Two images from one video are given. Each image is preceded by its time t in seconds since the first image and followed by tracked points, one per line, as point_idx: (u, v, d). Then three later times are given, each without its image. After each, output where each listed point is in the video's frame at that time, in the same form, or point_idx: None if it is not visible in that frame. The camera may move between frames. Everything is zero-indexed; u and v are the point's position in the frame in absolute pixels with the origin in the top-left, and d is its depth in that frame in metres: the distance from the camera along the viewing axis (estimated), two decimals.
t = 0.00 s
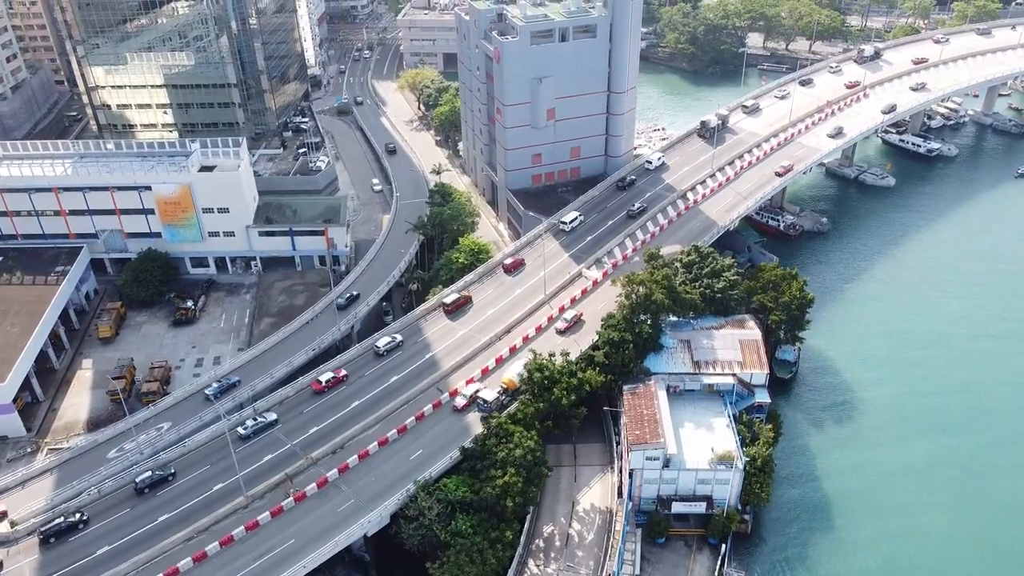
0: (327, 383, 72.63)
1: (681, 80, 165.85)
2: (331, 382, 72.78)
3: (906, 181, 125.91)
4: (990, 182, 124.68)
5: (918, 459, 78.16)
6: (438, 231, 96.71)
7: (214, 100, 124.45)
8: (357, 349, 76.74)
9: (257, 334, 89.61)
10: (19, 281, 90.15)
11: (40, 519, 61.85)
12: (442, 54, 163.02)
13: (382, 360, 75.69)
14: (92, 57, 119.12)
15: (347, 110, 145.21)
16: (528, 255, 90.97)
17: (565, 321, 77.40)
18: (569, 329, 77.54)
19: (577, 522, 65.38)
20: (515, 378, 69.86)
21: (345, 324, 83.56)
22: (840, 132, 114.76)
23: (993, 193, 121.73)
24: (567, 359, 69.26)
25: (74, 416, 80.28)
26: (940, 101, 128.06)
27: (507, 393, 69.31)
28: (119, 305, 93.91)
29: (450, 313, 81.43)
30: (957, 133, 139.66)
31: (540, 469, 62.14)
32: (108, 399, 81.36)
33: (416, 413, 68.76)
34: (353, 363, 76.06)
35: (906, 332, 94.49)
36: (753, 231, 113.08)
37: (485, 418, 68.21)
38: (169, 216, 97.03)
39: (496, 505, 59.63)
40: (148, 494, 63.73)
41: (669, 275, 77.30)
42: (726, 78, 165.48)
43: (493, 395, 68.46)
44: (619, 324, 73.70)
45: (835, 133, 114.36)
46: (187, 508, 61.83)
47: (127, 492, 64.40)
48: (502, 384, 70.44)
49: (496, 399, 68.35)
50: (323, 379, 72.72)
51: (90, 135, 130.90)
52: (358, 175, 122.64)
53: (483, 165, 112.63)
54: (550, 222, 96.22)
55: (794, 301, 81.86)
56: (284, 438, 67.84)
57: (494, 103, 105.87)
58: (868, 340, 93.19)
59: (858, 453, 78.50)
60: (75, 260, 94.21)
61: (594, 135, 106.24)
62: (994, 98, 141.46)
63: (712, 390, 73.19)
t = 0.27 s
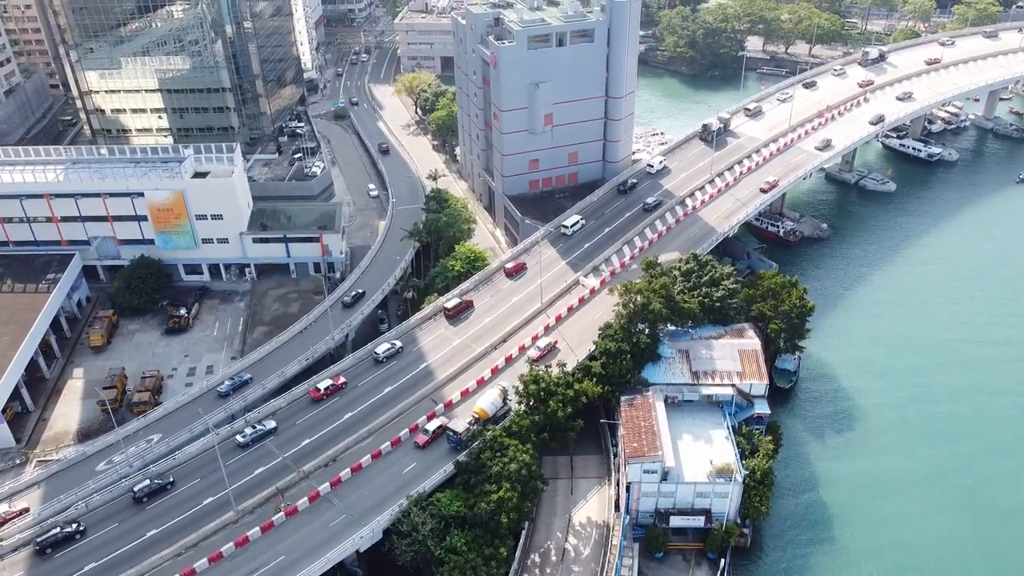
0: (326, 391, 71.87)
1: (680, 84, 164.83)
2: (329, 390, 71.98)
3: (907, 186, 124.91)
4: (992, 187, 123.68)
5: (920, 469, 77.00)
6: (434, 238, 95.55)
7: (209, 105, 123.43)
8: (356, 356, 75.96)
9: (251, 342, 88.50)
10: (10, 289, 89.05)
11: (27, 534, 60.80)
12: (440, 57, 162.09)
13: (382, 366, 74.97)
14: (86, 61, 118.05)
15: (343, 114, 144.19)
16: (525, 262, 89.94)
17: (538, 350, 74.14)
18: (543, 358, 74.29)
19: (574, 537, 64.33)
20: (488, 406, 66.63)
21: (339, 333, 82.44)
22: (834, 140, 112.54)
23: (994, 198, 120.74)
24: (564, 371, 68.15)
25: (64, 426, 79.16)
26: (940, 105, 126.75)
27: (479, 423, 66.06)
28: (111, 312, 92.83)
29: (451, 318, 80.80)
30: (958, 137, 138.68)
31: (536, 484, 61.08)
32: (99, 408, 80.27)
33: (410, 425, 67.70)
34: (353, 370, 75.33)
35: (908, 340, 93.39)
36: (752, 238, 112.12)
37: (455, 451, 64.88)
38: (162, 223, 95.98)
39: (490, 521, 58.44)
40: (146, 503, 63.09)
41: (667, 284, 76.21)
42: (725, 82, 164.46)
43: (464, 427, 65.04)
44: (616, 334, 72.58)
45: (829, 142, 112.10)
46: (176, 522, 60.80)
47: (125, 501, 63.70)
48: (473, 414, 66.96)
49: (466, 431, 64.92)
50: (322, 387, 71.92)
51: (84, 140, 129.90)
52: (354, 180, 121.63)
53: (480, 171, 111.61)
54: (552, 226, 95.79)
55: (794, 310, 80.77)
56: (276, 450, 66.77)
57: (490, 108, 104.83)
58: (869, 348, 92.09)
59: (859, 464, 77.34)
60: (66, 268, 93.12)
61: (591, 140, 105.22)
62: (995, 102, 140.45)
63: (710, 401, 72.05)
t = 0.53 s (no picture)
0: (324, 398, 71.17)
1: (680, 87, 163.87)
2: (328, 398, 71.29)
3: (908, 191, 123.91)
4: (993, 192, 122.67)
5: (921, 481, 75.91)
6: (429, 245, 94.44)
7: (204, 109, 122.42)
8: (356, 362, 75.29)
9: (244, 351, 87.43)
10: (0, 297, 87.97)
11: (13, 549, 59.78)
12: (438, 61, 161.20)
13: (383, 373, 74.33)
14: (80, 65, 116.95)
15: (340, 118, 143.32)
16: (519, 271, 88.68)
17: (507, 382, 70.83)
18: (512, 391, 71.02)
19: (570, 551, 63.29)
20: (458, 436, 62.74)
21: (333, 342, 81.36)
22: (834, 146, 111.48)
23: (995, 204, 119.70)
24: (560, 382, 67.08)
25: (54, 437, 78.01)
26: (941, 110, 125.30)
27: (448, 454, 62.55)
28: (103, 320, 91.73)
29: (453, 323, 80.46)
30: (959, 142, 137.68)
31: (532, 499, 60.05)
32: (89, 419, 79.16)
33: (404, 437, 66.68)
34: (353, 376, 74.72)
35: (908, 348, 92.33)
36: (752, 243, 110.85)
37: (422, 485, 61.92)
38: (155, 229, 94.96)
39: (485, 537, 57.34)
40: (144, 511, 62.46)
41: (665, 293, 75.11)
42: (725, 85, 163.52)
43: (430, 462, 61.63)
44: (613, 344, 71.49)
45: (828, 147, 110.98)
46: (165, 538, 59.80)
47: (123, 510, 63.13)
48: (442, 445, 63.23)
49: (432, 466, 61.54)
50: (321, 395, 71.20)
51: (78, 144, 128.85)
52: (350, 185, 120.64)
53: (477, 176, 110.57)
54: (554, 230, 95.36)
55: (795, 318, 79.70)
56: (268, 463, 65.76)
57: (487, 114, 103.80)
58: (869, 356, 91.04)
59: (859, 475, 76.23)
60: (58, 275, 92.04)
61: (589, 145, 104.17)
62: (996, 106, 139.47)
63: (709, 412, 70.89)
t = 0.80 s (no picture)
0: (322, 406, 70.37)
1: (678, 91, 162.93)
2: (326, 405, 70.49)
3: (908, 196, 122.94)
4: (993, 198, 121.72)
5: (922, 492, 74.82)
6: (425, 252, 93.45)
7: (198, 114, 121.39)
8: (355, 369, 74.53)
9: (236, 360, 86.36)
10: None
11: None
12: (435, 65, 160.31)
13: (382, 380, 73.54)
14: (74, 69, 115.86)
15: (337, 123, 142.36)
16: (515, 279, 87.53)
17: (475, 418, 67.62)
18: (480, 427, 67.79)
19: (566, 565, 62.22)
20: (424, 471, 60.71)
21: (326, 351, 80.27)
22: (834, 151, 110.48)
23: (995, 209, 118.75)
24: (556, 395, 66.06)
25: (43, 448, 76.92)
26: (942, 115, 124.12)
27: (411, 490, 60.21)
28: (95, 328, 90.66)
29: (455, 327, 79.89)
30: (959, 146, 136.75)
31: (527, 514, 59.01)
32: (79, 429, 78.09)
33: (397, 450, 65.62)
34: (352, 383, 73.96)
35: (909, 356, 91.26)
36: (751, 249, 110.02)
37: (385, 521, 59.39)
38: (148, 236, 93.92)
39: (478, 553, 56.27)
40: (143, 520, 61.93)
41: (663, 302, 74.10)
42: (724, 89, 162.61)
43: (393, 496, 59.13)
44: (610, 355, 70.42)
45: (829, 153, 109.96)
46: (153, 554, 58.80)
47: (123, 518, 62.68)
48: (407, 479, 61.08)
49: (395, 501, 59.05)
50: (318, 403, 70.37)
51: (72, 149, 127.79)
52: (346, 191, 119.64)
53: (474, 182, 109.55)
54: (556, 233, 95.15)
55: (794, 327, 78.64)
56: (259, 476, 64.75)
57: (484, 119, 102.78)
58: (869, 365, 89.96)
59: (859, 486, 75.14)
60: (49, 282, 90.97)
61: (587, 151, 103.15)
62: (996, 110, 138.58)
63: (708, 423, 69.82)
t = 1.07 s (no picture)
0: (320, 415, 69.58)
1: (677, 94, 161.93)
2: (323, 414, 69.67)
3: (908, 202, 121.85)
4: (995, 203, 120.63)
5: (923, 504, 73.64)
6: (420, 259, 92.41)
7: (192, 118, 120.21)
8: (354, 376, 73.78)
9: (228, 369, 85.22)
10: None
11: None
12: (432, 68, 159.32)
13: (381, 387, 72.76)
14: (67, 74, 114.72)
15: (334, 127, 141.33)
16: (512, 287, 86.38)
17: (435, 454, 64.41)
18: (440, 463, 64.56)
19: None
20: (387, 509, 57.96)
21: (319, 361, 79.10)
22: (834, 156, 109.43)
23: (996, 215, 117.67)
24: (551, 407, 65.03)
25: (31, 459, 75.73)
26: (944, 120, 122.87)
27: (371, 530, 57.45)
28: (86, 337, 89.48)
29: (456, 332, 79.30)
30: (960, 151, 135.72)
31: (522, 530, 57.95)
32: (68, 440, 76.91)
33: (390, 463, 64.52)
34: (352, 390, 73.20)
35: (910, 365, 90.09)
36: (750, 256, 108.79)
37: (342, 562, 56.79)
38: (140, 243, 92.80)
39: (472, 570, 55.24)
40: (141, 530, 61.41)
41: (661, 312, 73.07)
42: (723, 92, 161.63)
43: (352, 537, 56.53)
44: (607, 366, 69.37)
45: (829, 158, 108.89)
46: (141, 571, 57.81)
47: (119, 528, 61.99)
48: (368, 517, 58.44)
49: (354, 542, 56.49)
50: (316, 411, 69.57)
51: (65, 154, 126.64)
52: (342, 196, 118.51)
53: (471, 188, 108.46)
54: (558, 236, 94.69)
55: (794, 336, 77.52)
56: (250, 490, 63.74)
57: (480, 124, 101.68)
58: (870, 373, 88.79)
59: (860, 498, 73.99)
60: (40, 290, 89.82)
61: (584, 156, 102.09)
62: (997, 114, 137.61)
63: (707, 435, 68.69)
